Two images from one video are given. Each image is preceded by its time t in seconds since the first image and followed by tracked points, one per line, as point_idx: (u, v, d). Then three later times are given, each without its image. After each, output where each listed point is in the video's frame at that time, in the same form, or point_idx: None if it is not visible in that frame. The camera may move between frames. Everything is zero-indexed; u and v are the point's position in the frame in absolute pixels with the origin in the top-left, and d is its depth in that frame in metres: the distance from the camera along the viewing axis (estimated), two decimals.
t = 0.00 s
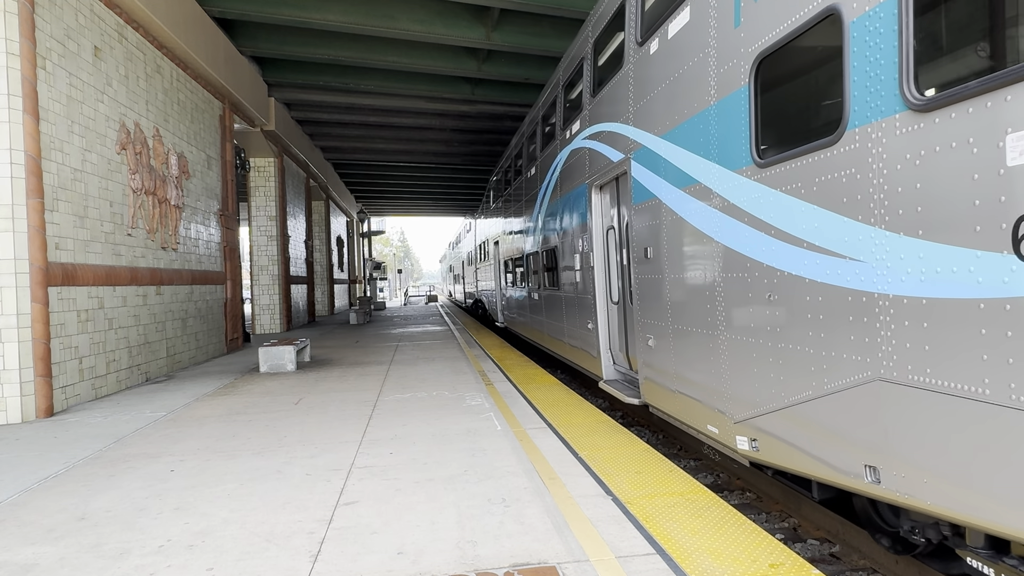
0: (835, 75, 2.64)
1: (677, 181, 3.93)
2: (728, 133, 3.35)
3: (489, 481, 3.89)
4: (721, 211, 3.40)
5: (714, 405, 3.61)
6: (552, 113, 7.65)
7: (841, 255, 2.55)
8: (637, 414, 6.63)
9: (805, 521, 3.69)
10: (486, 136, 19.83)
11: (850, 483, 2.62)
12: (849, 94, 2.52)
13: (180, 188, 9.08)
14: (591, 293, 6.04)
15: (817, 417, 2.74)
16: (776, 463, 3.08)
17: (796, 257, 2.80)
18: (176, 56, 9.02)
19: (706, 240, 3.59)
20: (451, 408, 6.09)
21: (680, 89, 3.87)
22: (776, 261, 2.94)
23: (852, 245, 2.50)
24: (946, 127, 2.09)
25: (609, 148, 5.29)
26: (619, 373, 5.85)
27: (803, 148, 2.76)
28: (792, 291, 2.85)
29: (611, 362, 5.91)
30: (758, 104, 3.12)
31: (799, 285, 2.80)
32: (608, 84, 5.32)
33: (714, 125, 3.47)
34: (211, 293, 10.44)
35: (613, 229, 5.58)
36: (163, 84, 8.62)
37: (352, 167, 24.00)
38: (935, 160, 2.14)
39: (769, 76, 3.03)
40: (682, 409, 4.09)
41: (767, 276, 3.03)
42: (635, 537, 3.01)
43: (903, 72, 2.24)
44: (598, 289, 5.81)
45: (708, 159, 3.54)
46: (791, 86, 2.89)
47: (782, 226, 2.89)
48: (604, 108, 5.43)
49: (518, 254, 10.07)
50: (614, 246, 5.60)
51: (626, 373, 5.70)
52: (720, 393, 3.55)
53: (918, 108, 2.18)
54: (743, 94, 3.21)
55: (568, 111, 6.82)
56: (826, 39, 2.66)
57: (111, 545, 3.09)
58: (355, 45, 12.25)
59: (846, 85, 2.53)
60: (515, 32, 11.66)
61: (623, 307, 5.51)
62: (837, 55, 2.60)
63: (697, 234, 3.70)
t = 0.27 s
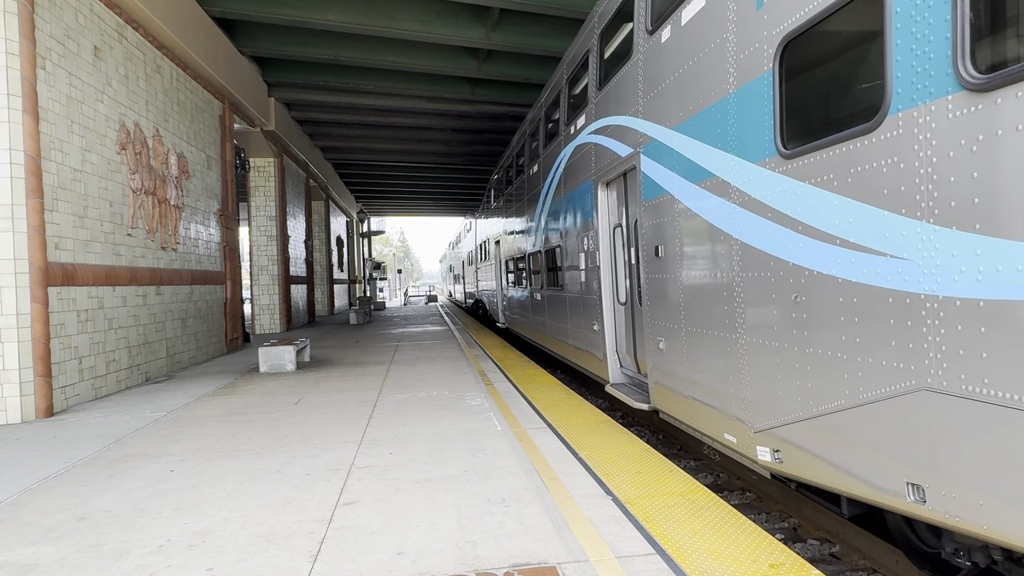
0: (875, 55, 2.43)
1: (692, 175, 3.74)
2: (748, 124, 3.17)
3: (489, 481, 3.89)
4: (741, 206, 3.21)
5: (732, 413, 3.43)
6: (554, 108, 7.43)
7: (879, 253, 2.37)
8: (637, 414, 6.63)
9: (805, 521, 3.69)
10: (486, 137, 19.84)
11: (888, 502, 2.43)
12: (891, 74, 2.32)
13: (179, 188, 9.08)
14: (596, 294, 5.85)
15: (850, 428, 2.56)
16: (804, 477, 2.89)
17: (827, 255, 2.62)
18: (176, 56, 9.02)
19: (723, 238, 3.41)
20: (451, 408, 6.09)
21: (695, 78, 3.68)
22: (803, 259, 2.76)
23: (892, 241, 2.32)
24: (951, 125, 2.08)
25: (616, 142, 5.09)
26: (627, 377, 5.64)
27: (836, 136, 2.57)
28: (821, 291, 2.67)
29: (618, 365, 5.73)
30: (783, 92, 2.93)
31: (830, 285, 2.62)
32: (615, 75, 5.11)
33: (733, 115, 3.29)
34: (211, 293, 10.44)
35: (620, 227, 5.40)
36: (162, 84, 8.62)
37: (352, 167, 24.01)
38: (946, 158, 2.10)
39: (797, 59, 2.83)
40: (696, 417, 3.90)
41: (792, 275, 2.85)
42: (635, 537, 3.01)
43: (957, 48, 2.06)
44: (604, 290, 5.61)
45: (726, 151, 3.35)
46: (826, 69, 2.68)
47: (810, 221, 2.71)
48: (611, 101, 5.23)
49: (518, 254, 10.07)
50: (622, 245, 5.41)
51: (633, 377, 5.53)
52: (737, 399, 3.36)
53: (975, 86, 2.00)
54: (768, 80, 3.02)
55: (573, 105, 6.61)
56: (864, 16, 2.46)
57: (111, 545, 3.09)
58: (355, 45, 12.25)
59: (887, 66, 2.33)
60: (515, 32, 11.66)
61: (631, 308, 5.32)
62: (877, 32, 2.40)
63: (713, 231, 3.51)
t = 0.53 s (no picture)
0: (922, 34, 2.23)
1: (706, 169, 3.55)
2: (771, 113, 2.98)
3: (489, 481, 3.89)
4: (762, 201, 3.02)
5: (751, 421, 3.24)
6: (558, 104, 7.24)
7: (923, 250, 2.18)
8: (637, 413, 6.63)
9: (805, 521, 3.69)
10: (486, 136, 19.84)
11: (933, 522, 2.24)
12: (941, 53, 2.11)
13: (180, 188, 9.08)
14: (602, 295, 5.68)
15: (885, 441, 2.37)
16: (832, 490, 2.71)
17: (861, 253, 2.43)
18: (176, 56, 9.02)
19: (742, 235, 3.22)
20: (450, 407, 6.09)
21: (710, 66, 3.50)
22: (834, 257, 2.58)
23: (940, 237, 2.12)
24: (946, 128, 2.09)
25: (624, 136, 4.90)
26: (634, 380, 5.48)
27: (885, 119, 2.34)
28: (854, 292, 2.48)
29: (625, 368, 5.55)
30: (811, 79, 2.74)
31: (865, 284, 2.43)
32: (623, 67, 4.91)
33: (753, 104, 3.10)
34: (211, 293, 10.44)
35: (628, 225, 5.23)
36: (162, 84, 8.62)
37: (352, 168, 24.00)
38: (956, 154, 2.06)
39: (830, 41, 2.63)
40: (711, 424, 3.71)
41: (820, 275, 2.66)
42: (635, 537, 3.01)
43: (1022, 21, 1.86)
44: (610, 291, 5.43)
45: (745, 143, 3.16)
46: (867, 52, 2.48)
47: (842, 217, 2.52)
48: (618, 94, 5.04)
49: (518, 253, 10.07)
50: (629, 243, 5.25)
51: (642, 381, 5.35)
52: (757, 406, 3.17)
53: None
54: (793, 65, 2.83)
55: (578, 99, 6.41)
56: None
57: (111, 545, 3.09)
58: (355, 45, 12.25)
59: (937, 41, 2.13)
60: (515, 32, 11.66)
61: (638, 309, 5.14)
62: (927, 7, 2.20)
63: (731, 228, 3.32)
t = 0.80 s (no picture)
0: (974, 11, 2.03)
1: (723, 163, 3.37)
2: (796, 100, 2.79)
3: (489, 481, 3.89)
4: (786, 195, 2.84)
5: (773, 430, 3.05)
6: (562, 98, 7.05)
7: (972, 246, 1.99)
8: (637, 413, 6.63)
9: (805, 521, 3.70)
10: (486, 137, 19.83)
11: (982, 546, 2.06)
12: (997, 29, 1.90)
13: (180, 188, 9.08)
14: (610, 296, 5.49)
15: (923, 453, 2.19)
16: (862, 506, 2.53)
17: (900, 249, 2.25)
18: (176, 56, 9.02)
19: (764, 232, 3.03)
20: (451, 408, 6.10)
21: (728, 53, 3.32)
22: (869, 255, 2.39)
23: (995, 232, 1.93)
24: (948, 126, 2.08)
25: (632, 130, 4.71)
26: (641, 384, 5.25)
27: (928, 105, 2.15)
28: (890, 292, 2.30)
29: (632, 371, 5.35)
30: (841, 63, 2.56)
31: (903, 284, 2.24)
32: (631, 58, 4.73)
33: (777, 91, 2.91)
34: (211, 293, 10.44)
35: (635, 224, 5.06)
36: (162, 84, 8.62)
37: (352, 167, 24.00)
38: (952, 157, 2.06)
39: (867, 20, 2.44)
40: (727, 431, 3.52)
41: (852, 274, 2.48)
42: (635, 537, 3.01)
43: None
44: (617, 290, 5.26)
45: (767, 133, 2.98)
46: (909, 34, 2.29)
47: (878, 211, 2.34)
48: (626, 86, 4.86)
49: (518, 253, 10.08)
50: (637, 241, 5.06)
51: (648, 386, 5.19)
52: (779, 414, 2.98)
53: None
54: (822, 47, 2.64)
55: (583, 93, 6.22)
56: None
57: (112, 545, 3.09)
58: (355, 45, 12.25)
59: (992, 18, 1.92)
60: (515, 32, 11.66)
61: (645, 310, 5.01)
62: None
63: (751, 225, 3.13)
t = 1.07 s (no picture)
0: None
1: (741, 155, 3.22)
2: (824, 87, 2.63)
3: (489, 481, 3.89)
4: (813, 189, 2.68)
5: (795, 438, 2.90)
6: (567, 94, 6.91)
7: None
8: (637, 413, 6.63)
9: (805, 520, 3.70)
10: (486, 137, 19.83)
11: None
12: None
13: (179, 188, 9.08)
14: (617, 295, 5.36)
15: (971, 469, 2.05)
16: (895, 523, 2.40)
17: (943, 247, 2.10)
18: (176, 56, 9.02)
19: (786, 228, 2.88)
20: (451, 408, 6.10)
21: (748, 40, 3.16)
22: (907, 253, 2.24)
23: None
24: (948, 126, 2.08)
25: (641, 124, 4.57)
26: (649, 388, 5.15)
27: (971, 92, 2.01)
28: (931, 293, 2.15)
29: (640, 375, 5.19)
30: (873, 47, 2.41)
31: (949, 285, 2.09)
32: (637, 51, 4.63)
33: (802, 78, 2.75)
34: (210, 293, 10.43)
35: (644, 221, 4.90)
36: (162, 84, 8.62)
37: (352, 167, 24.00)
38: (955, 157, 2.05)
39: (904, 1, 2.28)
40: (745, 440, 3.37)
41: (887, 274, 2.33)
42: (635, 537, 3.01)
43: None
44: (624, 290, 5.13)
45: (791, 123, 2.82)
46: (955, 18, 2.14)
47: (918, 205, 2.19)
48: (634, 79, 4.72)
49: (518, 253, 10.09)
50: (645, 239, 4.93)
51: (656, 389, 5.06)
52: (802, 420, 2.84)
53: None
54: (854, 28, 2.46)
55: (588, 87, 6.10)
56: None
57: (112, 545, 3.09)
58: (355, 45, 12.25)
59: None
60: (515, 32, 11.66)
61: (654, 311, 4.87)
62: None
63: (773, 222, 2.98)
